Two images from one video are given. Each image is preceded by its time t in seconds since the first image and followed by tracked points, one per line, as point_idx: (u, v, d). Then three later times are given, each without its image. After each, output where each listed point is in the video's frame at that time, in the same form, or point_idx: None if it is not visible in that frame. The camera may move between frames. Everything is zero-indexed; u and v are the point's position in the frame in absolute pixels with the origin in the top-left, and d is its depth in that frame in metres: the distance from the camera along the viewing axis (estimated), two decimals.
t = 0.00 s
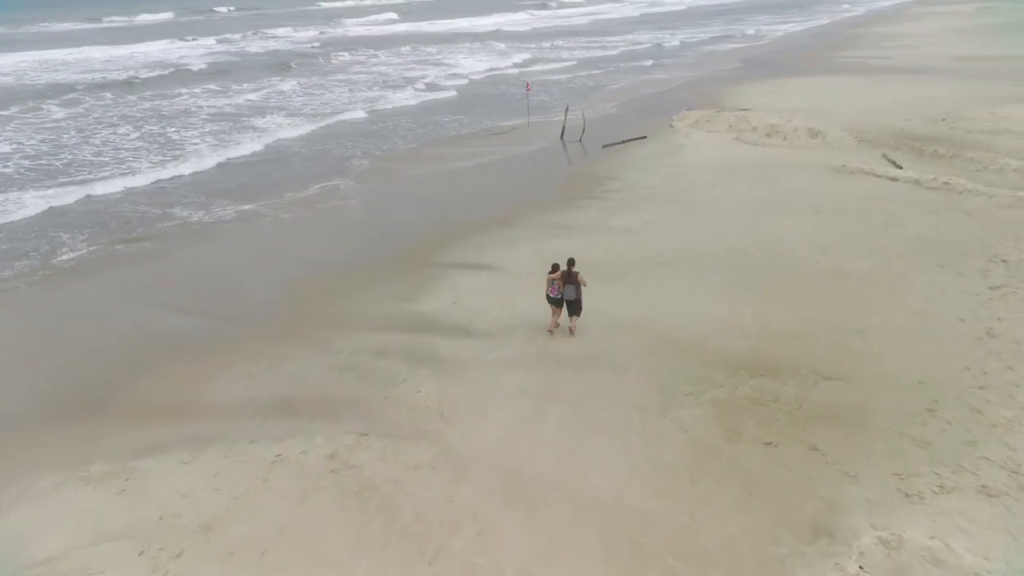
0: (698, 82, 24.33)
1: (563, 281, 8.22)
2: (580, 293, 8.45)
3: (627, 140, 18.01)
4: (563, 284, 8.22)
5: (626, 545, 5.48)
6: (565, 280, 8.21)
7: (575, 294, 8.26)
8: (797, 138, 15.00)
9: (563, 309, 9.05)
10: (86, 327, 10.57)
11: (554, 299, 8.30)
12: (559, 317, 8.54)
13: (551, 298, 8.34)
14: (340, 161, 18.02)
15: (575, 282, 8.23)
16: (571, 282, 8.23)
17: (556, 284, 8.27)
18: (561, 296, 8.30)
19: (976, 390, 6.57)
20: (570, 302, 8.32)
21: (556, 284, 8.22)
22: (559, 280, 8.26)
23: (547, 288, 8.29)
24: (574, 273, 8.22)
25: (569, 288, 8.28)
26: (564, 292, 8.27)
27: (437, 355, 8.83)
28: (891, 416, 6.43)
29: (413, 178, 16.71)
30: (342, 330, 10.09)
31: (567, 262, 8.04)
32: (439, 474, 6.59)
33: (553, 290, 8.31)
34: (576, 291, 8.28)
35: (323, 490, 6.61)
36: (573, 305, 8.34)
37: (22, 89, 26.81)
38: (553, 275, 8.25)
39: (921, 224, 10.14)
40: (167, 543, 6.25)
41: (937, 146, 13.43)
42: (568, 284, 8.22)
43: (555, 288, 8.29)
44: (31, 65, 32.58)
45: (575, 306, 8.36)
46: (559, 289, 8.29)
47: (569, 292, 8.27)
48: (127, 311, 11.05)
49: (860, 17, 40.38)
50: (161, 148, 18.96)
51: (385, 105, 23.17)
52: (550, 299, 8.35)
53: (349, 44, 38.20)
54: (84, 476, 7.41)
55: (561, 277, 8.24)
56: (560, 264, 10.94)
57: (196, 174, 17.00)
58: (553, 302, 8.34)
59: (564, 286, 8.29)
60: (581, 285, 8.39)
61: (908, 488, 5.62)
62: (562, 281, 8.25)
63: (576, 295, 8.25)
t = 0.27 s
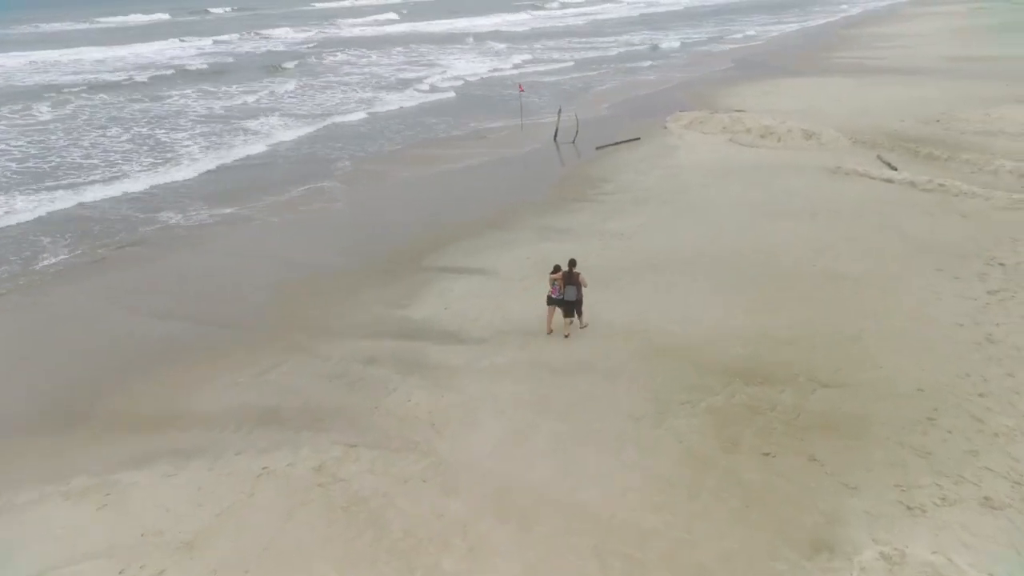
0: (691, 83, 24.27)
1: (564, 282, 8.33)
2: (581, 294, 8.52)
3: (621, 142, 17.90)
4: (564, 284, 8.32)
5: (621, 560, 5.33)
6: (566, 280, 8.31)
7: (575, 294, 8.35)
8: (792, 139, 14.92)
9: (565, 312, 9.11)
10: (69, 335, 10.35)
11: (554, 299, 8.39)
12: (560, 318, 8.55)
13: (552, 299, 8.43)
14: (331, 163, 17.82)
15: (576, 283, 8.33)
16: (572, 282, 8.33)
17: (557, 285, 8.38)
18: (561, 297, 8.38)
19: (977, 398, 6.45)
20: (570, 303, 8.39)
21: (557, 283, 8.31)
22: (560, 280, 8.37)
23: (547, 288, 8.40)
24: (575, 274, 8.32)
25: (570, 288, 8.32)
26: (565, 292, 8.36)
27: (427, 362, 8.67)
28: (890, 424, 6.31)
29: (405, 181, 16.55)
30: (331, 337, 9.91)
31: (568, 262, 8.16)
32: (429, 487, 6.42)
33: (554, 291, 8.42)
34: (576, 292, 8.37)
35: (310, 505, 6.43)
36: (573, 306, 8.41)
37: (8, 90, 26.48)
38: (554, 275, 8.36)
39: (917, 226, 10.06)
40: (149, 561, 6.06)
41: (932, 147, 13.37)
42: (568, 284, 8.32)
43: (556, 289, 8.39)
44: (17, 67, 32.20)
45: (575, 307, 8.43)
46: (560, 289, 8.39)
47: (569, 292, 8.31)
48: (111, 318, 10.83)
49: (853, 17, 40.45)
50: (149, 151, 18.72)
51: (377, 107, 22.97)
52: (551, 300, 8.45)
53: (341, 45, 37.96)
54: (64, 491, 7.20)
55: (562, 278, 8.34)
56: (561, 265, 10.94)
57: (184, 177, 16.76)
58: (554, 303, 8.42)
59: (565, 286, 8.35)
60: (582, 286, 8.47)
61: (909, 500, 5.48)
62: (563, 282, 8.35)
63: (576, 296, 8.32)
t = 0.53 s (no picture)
0: (684, 83, 24.18)
1: (567, 280, 8.20)
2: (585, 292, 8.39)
3: (614, 143, 17.77)
4: (567, 283, 8.20)
5: None
6: (570, 279, 8.18)
7: (579, 293, 8.23)
8: (785, 140, 14.83)
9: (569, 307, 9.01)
10: (51, 342, 10.11)
11: (558, 298, 8.29)
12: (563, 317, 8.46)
13: (555, 298, 8.33)
14: (322, 166, 17.62)
15: (579, 282, 8.20)
16: (576, 281, 8.21)
17: (560, 283, 8.27)
18: (565, 295, 8.28)
19: (976, 405, 6.34)
20: (574, 301, 8.28)
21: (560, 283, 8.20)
22: (564, 279, 8.24)
23: (550, 287, 8.30)
24: (579, 273, 8.18)
25: (573, 287, 8.23)
26: (569, 291, 8.25)
27: (418, 370, 8.48)
28: (890, 434, 6.18)
29: (396, 183, 16.36)
30: (319, 344, 9.72)
31: (571, 262, 8.01)
32: (419, 502, 6.24)
33: (557, 289, 8.31)
34: (580, 291, 8.25)
35: (296, 520, 6.24)
36: (577, 304, 8.31)
37: None
38: (558, 274, 8.24)
39: (913, 229, 9.96)
40: None
41: (927, 148, 13.30)
42: (572, 283, 8.19)
43: (559, 287, 8.28)
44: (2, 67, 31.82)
45: (579, 305, 8.32)
46: (563, 288, 8.28)
47: (573, 290, 8.22)
48: (94, 326, 10.60)
49: (844, 18, 40.53)
50: (135, 153, 18.47)
51: (369, 108, 22.78)
52: (554, 298, 8.34)
53: (331, 45, 37.71)
54: (42, 506, 6.97)
55: (566, 277, 8.21)
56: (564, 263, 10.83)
57: (171, 180, 16.52)
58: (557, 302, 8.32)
59: (568, 285, 8.25)
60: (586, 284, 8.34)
61: (910, 513, 5.35)
62: (566, 281, 8.23)
63: (580, 295, 8.20)
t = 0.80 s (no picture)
0: (676, 84, 24.08)
1: (567, 280, 8.16)
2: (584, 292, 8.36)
3: (606, 144, 17.64)
4: (567, 283, 8.16)
5: None
6: (569, 279, 8.15)
7: (579, 293, 8.18)
8: (778, 141, 14.75)
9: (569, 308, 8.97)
10: (31, 350, 9.87)
11: (558, 298, 8.24)
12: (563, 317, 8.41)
13: (556, 298, 8.28)
14: (311, 168, 17.41)
15: (579, 282, 8.16)
16: (576, 281, 8.16)
17: (559, 284, 8.22)
18: (565, 295, 8.23)
19: (976, 412, 6.22)
20: (574, 302, 8.23)
21: (560, 283, 8.15)
22: (564, 279, 8.20)
23: (550, 287, 8.25)
24: (578, 272, 8.14)
25: (573, 287, 8.17)
26: (568, 291, 8.20)
27: (407, 378, 8.30)
28: (889, 442, 6.05)
29: (387, 185, 16.17)
30: (307, 351, 9.52)
31: (571, 261, 7.97)
32: (408, 516, 6.06)
33: (557, 289, 8.27)
34: (580, 290, 8.21)
35: (282, 536, 6.05)
36: (577, 304, 8.26)
37: None
38: (557, 274, 8.19)
39: (908, 232, 9.87)
40: None
41: (920, 149, 13.24)
42: (571, 283, 8.15)
43: (559, 287, 8.23)
44: None
45: (579, 305, 8.28)
46: (563, 288, 8.24)
47: (573, 290, 8.16)
48: (76, 332, 10.35)
49: (835, 18, 40.59)
50: (121, 156, 18.18)
51: (360, 110, 22.57)
52: (554, 299, 8.30)
53: (321, 46, 37.45)
54: (19, 522, 6.76)
55: (565, 277, 8.17)
56: (566, 262, 10.77)
57: (157, 183, 16.26)
58: (556, 302, 8.27)
59: (568, 285, 8.19)
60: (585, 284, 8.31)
61: (912, 524, 5.22)
62: (566, 281, 8.18)
63: (580, 294, 8.16)
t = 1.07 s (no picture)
0: (668, 84, 23.97)
1: (568, 280, 8.19)
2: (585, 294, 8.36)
3: (599, 146, 17.51)
4: (567, 282, 8.20)
5: None
6: (570, 278, 8.19)
7: (579, 293, 8.19)
8: (772, 142, 14.65)
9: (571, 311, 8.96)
10: (12, 358, 9.64)
11: (558, 297, 8.26)
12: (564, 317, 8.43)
13: (556, 297, 8.31)
14: (301, 170, 17.18)
15: (579, 282, 8.18)
16: (577, 280, 8.19)
17: (561, 283, 8.25)
18: (565, 295, 8.25)
19: (977, 420, 6.11)
20: (574, 302, 8.24)
21: (561, 282, 8.18)
22: (565, 278, 8.25)
23: (551, 286, 8.30)
24: (580, 273, 8.17)
25: (574, 286, 8.19)
26: (569, 290, 8.22)
27: (397, 388, 8.12)
28: (889, 452, 5.92)
29: (377, 188, 15.96)
30: (294, 359, 9.32)
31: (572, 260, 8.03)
32: (397, 532, 5.89)
33: (558, 289, 8.31)
34: (581, 291, 8.22)
35: (267, 553, 5.88)
36: (577, 304, 8.26)
37: None
38: (558, 273, 8.24)
39: (903, 235, 9.77)
40: None
41: (914, 150, 13.17)
42: (572, 282, 8.18)
43: (560, 287, 8.27)
44: None
45: (580, 306, 8.28)
46: (564, 287, 8.27)
47: (573, 290, 8.18)
48: (58, 340, 10.11)
49: (827, 18, 40.59)
50: (108, 158, 17.91)
51: (350, 112, 22.35)
52: (554, 298, 8.33)
53: (312, 46, 37.18)
54: None
55: (566, 276, 8.23)
56: (567, 262, 10.74)
57: (144, 186, 16.02)
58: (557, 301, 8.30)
59: (569, 285, 8.22)
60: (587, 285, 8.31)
61: (914, 538, 5.09)
62: (567, 280, 8.23)
63: (580, 294, 8.17)
